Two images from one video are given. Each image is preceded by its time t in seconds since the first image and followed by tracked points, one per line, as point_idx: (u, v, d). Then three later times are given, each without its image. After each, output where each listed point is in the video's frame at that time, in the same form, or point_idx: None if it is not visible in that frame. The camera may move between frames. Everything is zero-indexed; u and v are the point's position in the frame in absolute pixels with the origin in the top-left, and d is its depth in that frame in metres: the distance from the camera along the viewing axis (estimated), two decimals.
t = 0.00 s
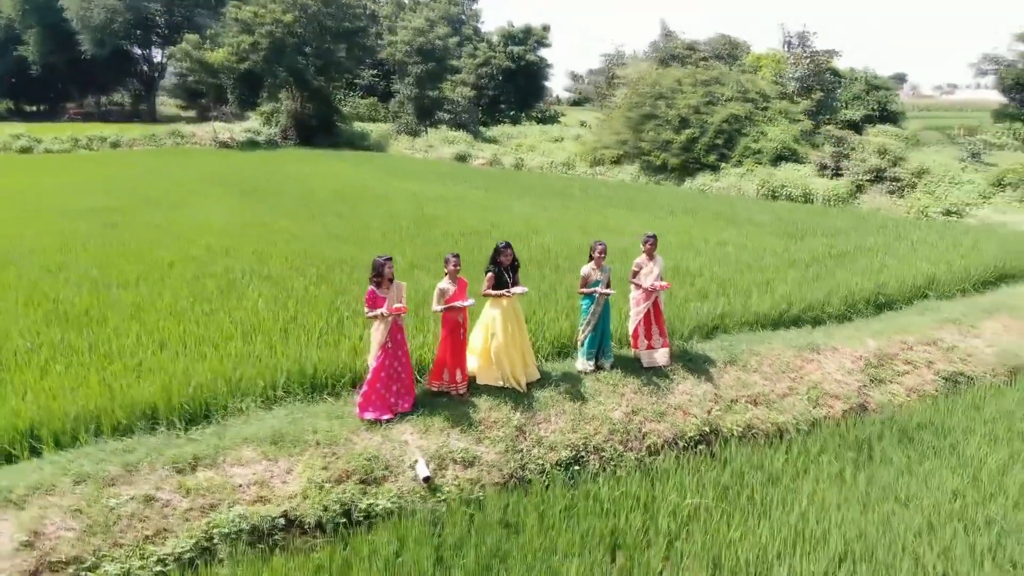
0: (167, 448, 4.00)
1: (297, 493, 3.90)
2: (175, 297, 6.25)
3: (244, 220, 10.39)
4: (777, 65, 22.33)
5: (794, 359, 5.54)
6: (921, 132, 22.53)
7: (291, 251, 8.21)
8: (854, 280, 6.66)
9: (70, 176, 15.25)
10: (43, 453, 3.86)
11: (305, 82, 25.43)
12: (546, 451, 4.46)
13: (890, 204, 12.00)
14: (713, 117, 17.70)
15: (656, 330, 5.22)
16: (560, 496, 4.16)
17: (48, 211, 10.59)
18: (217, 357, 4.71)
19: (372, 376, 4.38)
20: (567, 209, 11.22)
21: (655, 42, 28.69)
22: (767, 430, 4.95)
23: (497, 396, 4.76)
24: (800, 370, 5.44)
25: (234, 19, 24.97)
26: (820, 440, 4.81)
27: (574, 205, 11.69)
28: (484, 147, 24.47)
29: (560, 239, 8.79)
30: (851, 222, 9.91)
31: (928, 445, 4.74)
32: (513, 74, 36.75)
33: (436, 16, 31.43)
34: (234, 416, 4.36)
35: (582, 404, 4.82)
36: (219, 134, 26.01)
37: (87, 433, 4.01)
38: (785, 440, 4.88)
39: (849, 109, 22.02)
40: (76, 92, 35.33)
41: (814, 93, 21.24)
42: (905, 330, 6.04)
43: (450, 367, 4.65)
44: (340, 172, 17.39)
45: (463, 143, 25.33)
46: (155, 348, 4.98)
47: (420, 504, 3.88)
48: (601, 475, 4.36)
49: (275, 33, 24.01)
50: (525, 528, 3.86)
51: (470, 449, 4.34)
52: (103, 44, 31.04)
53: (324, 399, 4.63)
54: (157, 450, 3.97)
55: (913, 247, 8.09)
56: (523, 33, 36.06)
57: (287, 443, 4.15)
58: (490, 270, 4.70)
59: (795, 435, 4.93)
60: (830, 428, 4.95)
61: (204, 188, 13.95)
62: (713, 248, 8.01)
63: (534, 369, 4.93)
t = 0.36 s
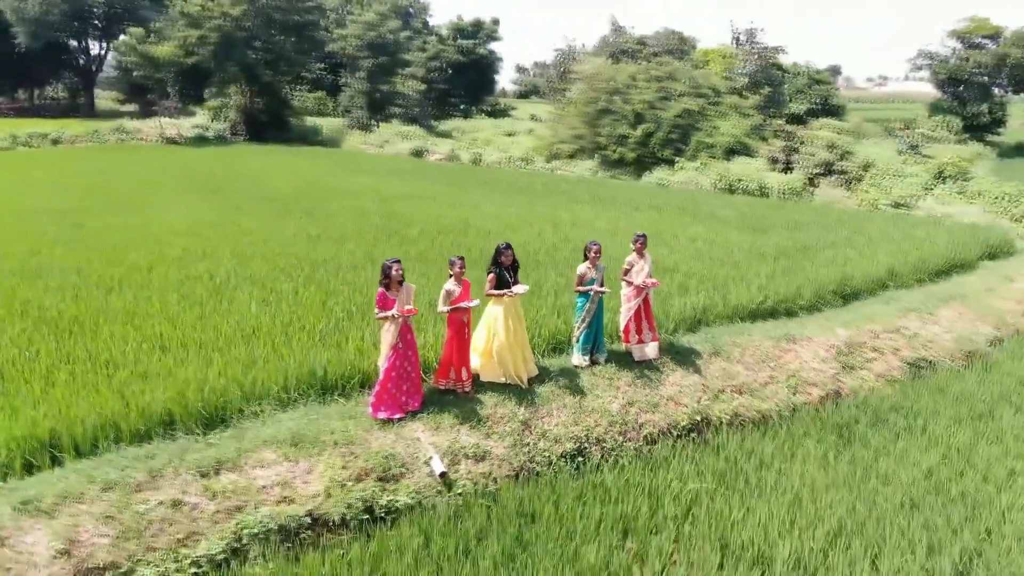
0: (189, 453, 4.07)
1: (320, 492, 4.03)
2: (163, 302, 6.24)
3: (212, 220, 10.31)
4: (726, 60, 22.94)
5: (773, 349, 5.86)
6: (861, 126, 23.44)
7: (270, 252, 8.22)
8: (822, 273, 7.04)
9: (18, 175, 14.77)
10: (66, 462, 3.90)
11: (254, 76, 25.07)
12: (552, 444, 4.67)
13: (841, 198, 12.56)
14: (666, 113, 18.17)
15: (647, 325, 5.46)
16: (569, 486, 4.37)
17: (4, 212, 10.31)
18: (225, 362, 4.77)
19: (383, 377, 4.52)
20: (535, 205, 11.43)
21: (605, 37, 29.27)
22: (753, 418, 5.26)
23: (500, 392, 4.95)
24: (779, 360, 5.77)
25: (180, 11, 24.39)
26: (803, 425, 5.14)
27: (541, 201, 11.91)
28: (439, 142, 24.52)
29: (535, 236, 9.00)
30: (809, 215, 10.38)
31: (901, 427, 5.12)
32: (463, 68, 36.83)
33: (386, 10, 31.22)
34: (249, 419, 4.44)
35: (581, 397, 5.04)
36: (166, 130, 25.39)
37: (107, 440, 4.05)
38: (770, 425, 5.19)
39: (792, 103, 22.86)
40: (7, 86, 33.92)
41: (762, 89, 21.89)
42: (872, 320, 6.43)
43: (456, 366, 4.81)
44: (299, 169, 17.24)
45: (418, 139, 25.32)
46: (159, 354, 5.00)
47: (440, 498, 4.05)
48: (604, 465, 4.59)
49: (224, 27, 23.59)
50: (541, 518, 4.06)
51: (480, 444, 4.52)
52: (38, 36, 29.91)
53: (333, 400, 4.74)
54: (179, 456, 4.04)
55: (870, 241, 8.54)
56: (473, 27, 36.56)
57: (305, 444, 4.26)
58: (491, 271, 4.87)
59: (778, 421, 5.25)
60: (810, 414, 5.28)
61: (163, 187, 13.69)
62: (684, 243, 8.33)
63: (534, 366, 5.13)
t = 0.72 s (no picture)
0: (214, 456, 4.17)
1: (344, 491, 4.17)
2: (154, 308, 6.25)
3: (180, 222, 10.23)
4: (676, 56, 23.34)
5: (752, 340, 6.20)
6: (803, 119, 24.30)
7: (249, 255, 8.23)
8: (790, 266, 7.43)
9: None
10: (92, 471, 3.95)
11: (201, 71, 24.56)
12: (557, 437, 4.90)
13: (793, 191, 13.10)
14: (621, 109, 18.54)
15: (637, 321, 5.73)
16: (578, 476, 4.61)
17: None
18: (237, 368, 4.84)
19: (395, 378, 4.67)
20: (502, 202, 11.62)
21: (555, 32, 29.59)
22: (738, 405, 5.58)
23: (504, 389, 5.15)
24: (758, 350, 6.11)
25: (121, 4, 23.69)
26: (785, 411, 5.49)
27: (507, 198, 12.11)
28: (393, 137, 24.46)
29: (510, 234, 9.20)
30: (767, 209, 10.84)
31: (874, 410, 5.51)
32: (411, 62, 36.70)
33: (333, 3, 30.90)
34: (268, 423, 4.53)
35: (580, 391, 5.28)
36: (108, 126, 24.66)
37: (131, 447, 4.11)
38: (754, 412, 5.52)
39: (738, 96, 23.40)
40: None
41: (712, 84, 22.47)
42: (839, 310, 6.84)
43: (462, 365, 4.99)
44: (255, 167, 17.03)
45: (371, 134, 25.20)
46: (163, 361, 5.06)
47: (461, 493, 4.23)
48: (608, 455, 4.85)
49: (169, 21, 23.04)
50: (556, 507, 4.29)
51: (490, 439, 4.72)
52: None
53: (345, 400, 4.86)
54: (205, 460, 4.13)
55: (829, 233, 9.00)
56: (420, 21, 36.39)
57: (324, 444, 4.40)
58: (494, 272, 5.04)
59: (762, 408, 5.59)
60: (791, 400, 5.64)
61: (119, 187, 13.41)
62: (656, 239, 8.64)
63: (533, 362, 5.34)
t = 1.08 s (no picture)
0: (241, 457, 4.30)
1: (368, 486, 4.33)
2: (149, 312, 6.27)
3: (150, 223, 10.14)
4: (629, 52, 23.79)
5: (732, 331, 6.55)
6: (751, 113, 25.04)
7: (232, 257, 8.24)
8: (762, 259, 7.82)
9: None
10: (123, 477, 4.04)
11: (148, 66, 24.02)
12: (560, 428, 5.15)
13: (750, 185, 13.60)
14: (578, 104, 18.88)
15: (627, 316, 6.01)
16: (585, 464, 4.87)
17: None
18: (252, 371, 4.95)
19: (409, 377, 4.85)
20: (473, 199, 11.80)
21: (507, 27, 29.80)
22: (725, 393, 5.91)
23: (507, 384, 5.37)
24: (737, 340, 6.47)
25: None
26: (768, 397, 5.84)
27: (476, 195, 12.30)
28: (348, 133, 24.34)
29: (488, 231, 9.40)
30: (730, 203, 11.28)
31: (849, 394, 5.91)
32: (361, 56, 36.46)
33: None
34: (287, 424, 4.66)
35: (578, 384, 5.54)
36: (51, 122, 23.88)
37: (158, 451, 4.21)
38: (740, 399, 5.86)
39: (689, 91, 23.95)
40: None
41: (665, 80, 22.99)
42: (810, 300, 7.25)
43: (469, 362, 5.20)
44: (213, 164, 16.80)
45: (325, 130, 25.00)
46: (172, 366, 5.13)
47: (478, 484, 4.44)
48: (610, 444, 5.11)
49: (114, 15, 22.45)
50: (568, 494, 4.54)
51: (500, 432, 4.94)
52: None
53: (358, 399, 5.01)
54: (232, 461, 4.25)
55: (791, 227, 9.45)
56: (370, 15, 36.12)
57: (345, 442, 4.54)
58: (496, 272, 5.26)
59: (745, 395, 5.93)
60: (772, 387, 6.00)
61: (76, 186, 13.11)
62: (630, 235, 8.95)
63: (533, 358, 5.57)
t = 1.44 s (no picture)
0: (269, 456, 4.46)
1: (392, 480, 4.54)
2: (147, 317, 6.32)
3: (121, 224, 10.06)
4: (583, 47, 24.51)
5: (713, 322, 6.92)
6: (700, 107, 25.72)
7: (216, 259, 8.27)
8: (734, 253, 8.22)
9: None
10: (158, 479, 4.17)
11: (94, 62, 23.40)
12: (564, 419, 5.42)
13: (710, 179, 14.08)
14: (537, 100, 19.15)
15: (618, 311, 6.30)
16: (591, 452, 5.15)
17: None
18: (268, 373, 5.09)
19: (421, 374, 5.05)
20: (445, 197, 11.98)
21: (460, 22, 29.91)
22: (711, 381, 6.27)
23: (511, 378, 5.62)
24: (719, 331, 6.83)
25: None
26: (752, 383, 6.22)
27: (446, 192, 12.47)
28: (303, 129, 24.15)
29: (467, 229, 9.60)
30: (694, 198, 11.71)
31: (825, 378, 6.33)
32: (310, 50, 36.05)
33: None
34: (308, 423, 4.82)
35: (576, 377, 5.81)
36: None
37: (189, 453, 4.35)
38: (726, 385, 6.22)
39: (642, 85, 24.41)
40: None
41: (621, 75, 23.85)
42: (781, 292, 7.67)
43: (475, 358, 5.42)
44: (171, 163, 16.54)
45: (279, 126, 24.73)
46: (183, 369, 5.23)
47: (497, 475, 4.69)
48: (611, 432, 5.41)
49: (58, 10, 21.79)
50: (579, 481, 4.82)
51: (510, 425, 5.19)
52: None
53: (372, 397, 5.19)
54: (261, 461, 4.41)
55: (756, 221, 9.90)
56: (318, 8, 35.74)
57: (366, 439, 4.73)
58: (498, 271, 5.48)
59: (730, 382, 6.29)
60: (754, 374, 6.39)
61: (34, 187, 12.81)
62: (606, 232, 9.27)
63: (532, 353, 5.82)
